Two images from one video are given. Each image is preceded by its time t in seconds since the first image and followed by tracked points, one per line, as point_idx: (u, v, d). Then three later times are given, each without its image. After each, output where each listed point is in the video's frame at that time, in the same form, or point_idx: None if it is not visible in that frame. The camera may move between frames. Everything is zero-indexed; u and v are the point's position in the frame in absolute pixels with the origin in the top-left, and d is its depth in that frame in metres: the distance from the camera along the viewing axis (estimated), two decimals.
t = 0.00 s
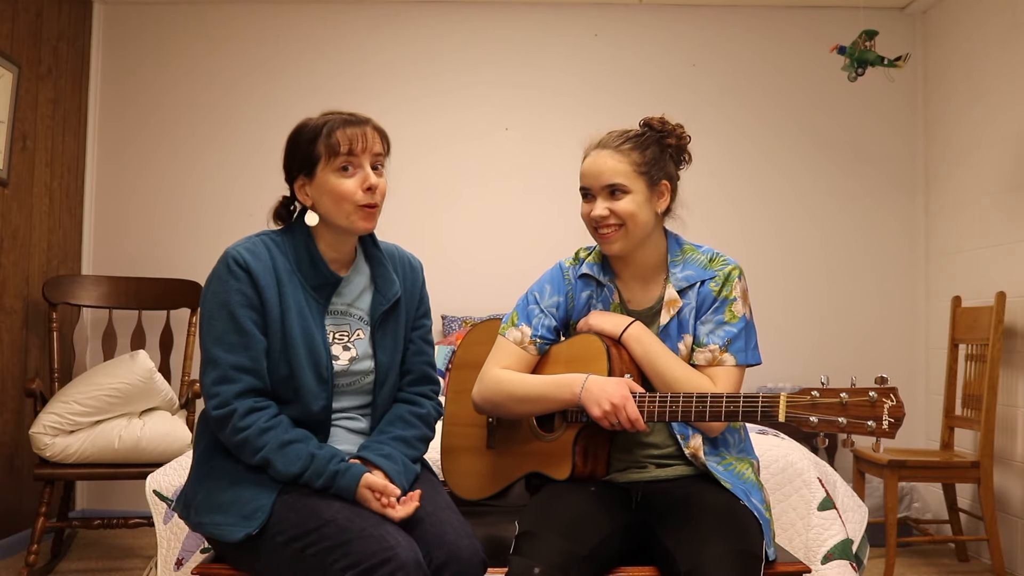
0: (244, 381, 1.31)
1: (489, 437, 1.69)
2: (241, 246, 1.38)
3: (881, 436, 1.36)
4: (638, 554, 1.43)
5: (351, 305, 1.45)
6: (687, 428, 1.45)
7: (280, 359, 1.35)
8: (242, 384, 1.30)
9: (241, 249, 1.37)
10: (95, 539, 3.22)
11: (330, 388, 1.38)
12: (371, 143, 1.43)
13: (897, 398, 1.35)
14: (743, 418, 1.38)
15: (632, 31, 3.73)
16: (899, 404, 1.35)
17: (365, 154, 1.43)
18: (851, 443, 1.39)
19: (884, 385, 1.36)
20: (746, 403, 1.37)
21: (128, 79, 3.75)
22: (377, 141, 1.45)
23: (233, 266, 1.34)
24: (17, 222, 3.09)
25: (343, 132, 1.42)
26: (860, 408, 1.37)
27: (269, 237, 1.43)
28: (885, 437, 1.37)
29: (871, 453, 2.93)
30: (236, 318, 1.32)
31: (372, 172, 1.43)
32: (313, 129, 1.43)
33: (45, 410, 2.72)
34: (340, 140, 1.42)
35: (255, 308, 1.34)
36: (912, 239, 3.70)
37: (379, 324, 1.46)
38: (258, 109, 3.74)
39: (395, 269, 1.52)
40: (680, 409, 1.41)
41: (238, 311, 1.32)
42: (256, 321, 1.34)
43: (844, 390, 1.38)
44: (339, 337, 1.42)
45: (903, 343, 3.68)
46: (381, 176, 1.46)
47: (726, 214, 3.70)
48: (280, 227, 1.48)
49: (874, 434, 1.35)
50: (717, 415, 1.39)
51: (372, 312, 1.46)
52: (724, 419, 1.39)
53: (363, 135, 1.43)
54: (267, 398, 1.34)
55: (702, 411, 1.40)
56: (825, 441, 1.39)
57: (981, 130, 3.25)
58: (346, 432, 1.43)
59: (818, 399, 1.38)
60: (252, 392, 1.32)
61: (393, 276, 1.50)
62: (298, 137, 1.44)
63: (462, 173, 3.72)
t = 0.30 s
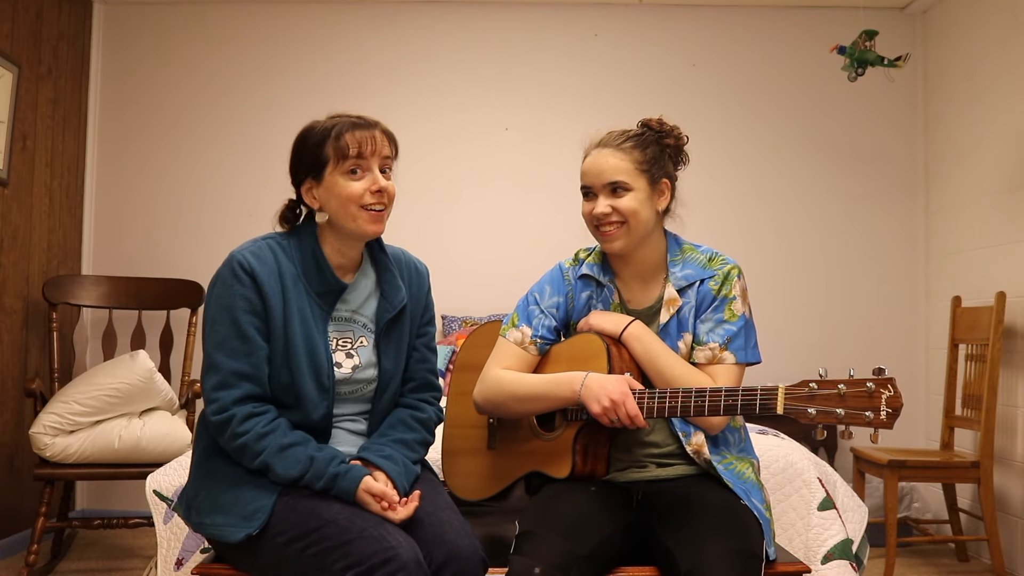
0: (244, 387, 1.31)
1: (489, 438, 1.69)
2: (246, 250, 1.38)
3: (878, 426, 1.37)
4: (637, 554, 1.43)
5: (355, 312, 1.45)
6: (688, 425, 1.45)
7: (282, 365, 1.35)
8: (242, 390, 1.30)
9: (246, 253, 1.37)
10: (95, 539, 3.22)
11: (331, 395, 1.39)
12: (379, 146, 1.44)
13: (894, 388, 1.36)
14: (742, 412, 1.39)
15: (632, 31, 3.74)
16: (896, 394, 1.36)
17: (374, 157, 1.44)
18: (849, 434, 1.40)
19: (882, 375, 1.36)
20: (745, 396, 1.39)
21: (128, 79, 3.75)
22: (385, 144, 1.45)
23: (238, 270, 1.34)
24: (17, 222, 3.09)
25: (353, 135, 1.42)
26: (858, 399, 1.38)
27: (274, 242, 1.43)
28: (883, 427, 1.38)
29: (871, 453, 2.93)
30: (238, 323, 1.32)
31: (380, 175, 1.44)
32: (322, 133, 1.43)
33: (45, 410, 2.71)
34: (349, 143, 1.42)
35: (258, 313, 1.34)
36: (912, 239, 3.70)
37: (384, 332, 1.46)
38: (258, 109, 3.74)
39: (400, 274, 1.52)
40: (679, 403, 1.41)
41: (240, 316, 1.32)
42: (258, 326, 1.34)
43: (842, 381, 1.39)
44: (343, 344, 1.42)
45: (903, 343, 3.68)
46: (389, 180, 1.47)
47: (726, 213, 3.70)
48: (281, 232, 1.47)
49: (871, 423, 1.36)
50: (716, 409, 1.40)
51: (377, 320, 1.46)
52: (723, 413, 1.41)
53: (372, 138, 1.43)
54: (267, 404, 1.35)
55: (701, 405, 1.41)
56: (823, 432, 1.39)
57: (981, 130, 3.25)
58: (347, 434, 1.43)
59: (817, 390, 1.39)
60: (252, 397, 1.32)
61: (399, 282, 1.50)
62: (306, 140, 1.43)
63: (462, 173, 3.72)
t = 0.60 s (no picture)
0: (243, 391, 1.31)
1: (489, 439, 1.69)
2: (245, 253, 1.37)
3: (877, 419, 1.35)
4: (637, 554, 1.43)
5: (355, 315, 1.45)
6: (687, 423, 1.45)
7: (280, 369, 1.35)
8: (240, 394, 1.30)
9: (246, 257, 1.36)
10: (95, 539, 3.22)
11: (329, 399, 1.39)
12: (386, 156, 1.43)
13: (892, 381, 1.33)
14: (740, 407, 1.38)
15: (632, 31, 3.74)
16: (894, 387, 1.33)
17: (379, 167, 1.43)
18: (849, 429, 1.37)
19: (878, 368, 1.34)
20: (743, 391, 1.38)
21: (128, 79, 3.75)
22: (392, 154, 1.45)
23: (237, 274, 1.34)
24: (17, 222, 3.09)
25: (359, 144, 1.42)
26: (855, 392, 1.36)
27: (274, 245, 1.43)
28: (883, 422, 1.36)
29: (871, 453, 2.93)
30: (237, 327, 1.32)
31: (385, 185, 1.43)
32: (328, 140, 1.43)
33: (45, 410, 2.71)
34: (354, 152, 1.41)
35: (257, 317, 1.34)
36: (912, 239, 3.70)
37: (384, 335, 1.46)
38: (257, 109, 3.74)
39: (401, 277, 1.52)
40: (678, 400, 1.42)
41: (240, 320, 1.32)
42: (257, 330, 1.34)
43: (839, 375, 1.37)
44: (342, 348, 1.42)
45: (903, 343, 3.68)
46: (394, 190, 1.46)
47: (726, 213, 3.70)
48: (286, 234, 1.47)
49: (869, 416, 1.34)
50: (715, 405, 1.40)
51: (377, 322, 1.46)
52: (722, 409, 1.40)
53: (378, 148, 1.42)
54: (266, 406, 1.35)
55: (702, 401, 1.41)
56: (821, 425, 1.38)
57: (981, 130, 3.25)
58: (346, 434, 1.44)
59: (814, 384, 1.37)
60: (250, 401, 1.32)
61: (400, 284, 1.50)
62: (313, 147, 1.43)
63: (462, 173, 3.72)
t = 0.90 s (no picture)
0: (243, 391, 1.31)
1: (489, 443, 1.70)
2: (244, 254, 1.37)
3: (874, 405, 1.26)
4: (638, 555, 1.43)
5: (355, 315, 1.45)
6: (686, 418, 1.45)
7: (280, 369, 1.35)
8: (240, 395, 1.30)
9: (245, 258, 1.36)
10: (95, 539, 3.22)
11: (329, 399, 1.39)
12: (384, 154, 1.43)
13: (886, 362, 1.25)
14: (737, 397, 1.34)
15: (632, 31, 3.73)
16: (889, 368, 1.25)
17: (376, 165, 1.43)
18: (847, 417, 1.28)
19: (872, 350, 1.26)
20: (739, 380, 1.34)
21: (128, 79, 3.75)
22: (389, 152, 1.45)
23: (237, 274, 1.34)
24: (17, 222, 3.09)
25: (356, 141, 1.42)
26: (850, 376, 1.27)
27: (274, 245, 1.43)
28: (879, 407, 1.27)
29: (871, 453, 2.93)
30: (237, 328, 1.32)
31: (382, 183, 1.43)
32: (326, 137, 1.43)
33: (46, 410, 2.71)
34: (352, 149, 1.42)
35: (256, 318, 1.34)
36: (912, 239, 3.70)
37: (384, 335, 1.46)
38: (257, 109, 3.74)
39: (401, 276, 1.52)
40: (673, 394, 1.40)
41: (239, 321, 1.32)
42: (256, 331, 1.34)
43: (833, 360, 1.29)
44: (342, 348, 1.42)
45: (903, 343, 3.68)
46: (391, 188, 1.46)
47: (726, 212, 3.70)
48: (286, 234, 1.47)
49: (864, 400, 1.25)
50: (711, 396, 1.36)
51: (377, 322, 1.46)
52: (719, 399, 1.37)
53: (376, 146, 1.43)
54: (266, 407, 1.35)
55: (696, 394, 1.38)
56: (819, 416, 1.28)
57: (981, 130, 3.25)
58: (346, 434, 1.43)
59: (808, 371, 1.29)
60: (250, 402, 1.32)
61: (400, 283, 1.49)
62: (311, 144, 1.44)
63: (462, 173, 3.72)
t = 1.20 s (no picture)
0: (244, 391, 1.31)
1: (484, 452, 1.70)
2: (245, 254, 1.37)
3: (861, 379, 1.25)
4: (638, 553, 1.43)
5: (356, 314, 1.45)
6: (676, 406, 1.44)
7: (282, 370, 1.35)
8: (241, 395, 1.30)
9: (246, 257, 1.36)
10: (95, 539, 3.22)
11: (330, 399, 1.38)
12: (376, 148, 1.43)
13: (870, 336, 1.25)
14: (724, 385, 1.34)
15: (631, 31, 3.74)
16: (873, 342, 1.25)
17: (370, 158, 1.43)
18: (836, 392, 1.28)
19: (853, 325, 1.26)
20: (725, 369, 1.34)
21: (128, 79, 3.75)
22: (382, 145, 1.45)
23: (237, 274, 1.34)
24: (17, 222, 3.09)
25: (348, 136, 1.42)
26: (835, 353, 1.27)
27: (275, 244, 1.43)
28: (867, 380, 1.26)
29: (871, 453, 2.93)
30: (237, 328, 1.32)
31: (376, 176, 1.43)
32: (320, 132, 1.43)
33: (45, 410, 2.71)
34: (345, 143, 1.41)
35: (257, 318, 1.34)
36: (912, 239, 3.70)
37: (385, 335, 1.45)
38: (257, 109, 3.74)
39: (402, 276, 1.52)
40: (661, 387, 1.40)
41: (240, 321, 1.32)
42: (257, 331, 1.34)
43: (817, 338, 1.29)
44: (343, 347, 1.42)
45: (903, 343, 3.68)
46: (387, 182, 1.46)
47: (727, 212, 3.70)
48: (287, 232, 1.47)
49: (852, 374, 1.23)
50: (699, 385, 1.37)
51: (378, 321, 1.46)
52: (706, 388, 1.37)
53: (369, 139, 1.42)
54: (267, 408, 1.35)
55: (684, 385, 1.39)
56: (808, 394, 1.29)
57: (981, 130, 3.25)
58: (347, 435, 1.43)
59: (792, 353, 1.29)
60: (250, 402, 1.32)
61: (400, 283, 1.50)
62: (305, 139, 1.44)
63: (462, 174, 3.72)
